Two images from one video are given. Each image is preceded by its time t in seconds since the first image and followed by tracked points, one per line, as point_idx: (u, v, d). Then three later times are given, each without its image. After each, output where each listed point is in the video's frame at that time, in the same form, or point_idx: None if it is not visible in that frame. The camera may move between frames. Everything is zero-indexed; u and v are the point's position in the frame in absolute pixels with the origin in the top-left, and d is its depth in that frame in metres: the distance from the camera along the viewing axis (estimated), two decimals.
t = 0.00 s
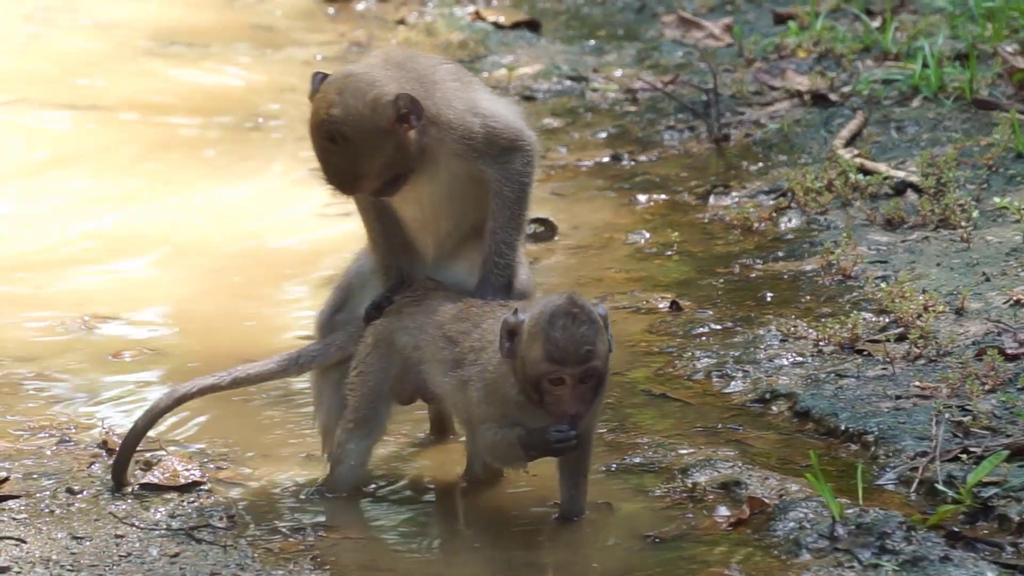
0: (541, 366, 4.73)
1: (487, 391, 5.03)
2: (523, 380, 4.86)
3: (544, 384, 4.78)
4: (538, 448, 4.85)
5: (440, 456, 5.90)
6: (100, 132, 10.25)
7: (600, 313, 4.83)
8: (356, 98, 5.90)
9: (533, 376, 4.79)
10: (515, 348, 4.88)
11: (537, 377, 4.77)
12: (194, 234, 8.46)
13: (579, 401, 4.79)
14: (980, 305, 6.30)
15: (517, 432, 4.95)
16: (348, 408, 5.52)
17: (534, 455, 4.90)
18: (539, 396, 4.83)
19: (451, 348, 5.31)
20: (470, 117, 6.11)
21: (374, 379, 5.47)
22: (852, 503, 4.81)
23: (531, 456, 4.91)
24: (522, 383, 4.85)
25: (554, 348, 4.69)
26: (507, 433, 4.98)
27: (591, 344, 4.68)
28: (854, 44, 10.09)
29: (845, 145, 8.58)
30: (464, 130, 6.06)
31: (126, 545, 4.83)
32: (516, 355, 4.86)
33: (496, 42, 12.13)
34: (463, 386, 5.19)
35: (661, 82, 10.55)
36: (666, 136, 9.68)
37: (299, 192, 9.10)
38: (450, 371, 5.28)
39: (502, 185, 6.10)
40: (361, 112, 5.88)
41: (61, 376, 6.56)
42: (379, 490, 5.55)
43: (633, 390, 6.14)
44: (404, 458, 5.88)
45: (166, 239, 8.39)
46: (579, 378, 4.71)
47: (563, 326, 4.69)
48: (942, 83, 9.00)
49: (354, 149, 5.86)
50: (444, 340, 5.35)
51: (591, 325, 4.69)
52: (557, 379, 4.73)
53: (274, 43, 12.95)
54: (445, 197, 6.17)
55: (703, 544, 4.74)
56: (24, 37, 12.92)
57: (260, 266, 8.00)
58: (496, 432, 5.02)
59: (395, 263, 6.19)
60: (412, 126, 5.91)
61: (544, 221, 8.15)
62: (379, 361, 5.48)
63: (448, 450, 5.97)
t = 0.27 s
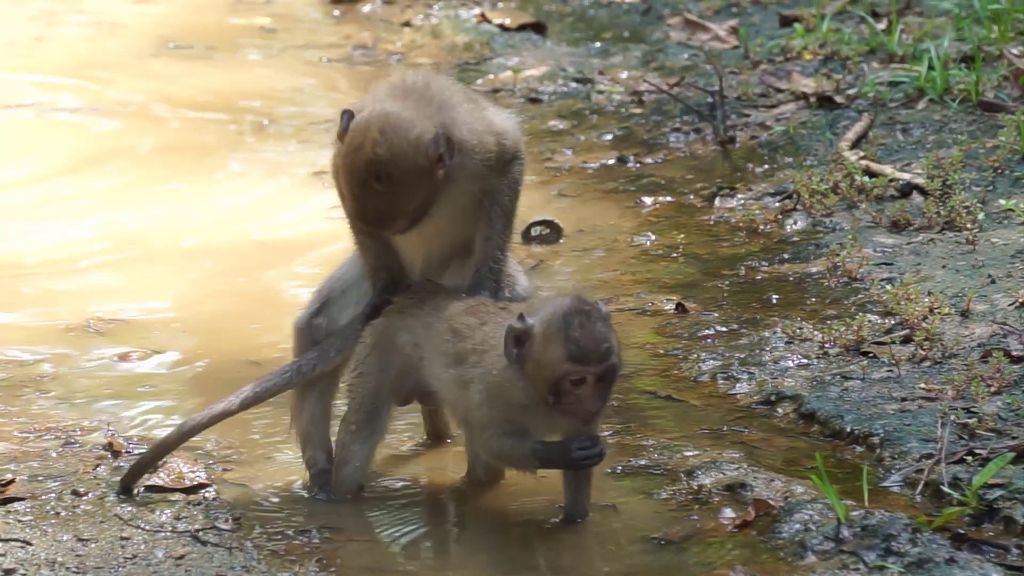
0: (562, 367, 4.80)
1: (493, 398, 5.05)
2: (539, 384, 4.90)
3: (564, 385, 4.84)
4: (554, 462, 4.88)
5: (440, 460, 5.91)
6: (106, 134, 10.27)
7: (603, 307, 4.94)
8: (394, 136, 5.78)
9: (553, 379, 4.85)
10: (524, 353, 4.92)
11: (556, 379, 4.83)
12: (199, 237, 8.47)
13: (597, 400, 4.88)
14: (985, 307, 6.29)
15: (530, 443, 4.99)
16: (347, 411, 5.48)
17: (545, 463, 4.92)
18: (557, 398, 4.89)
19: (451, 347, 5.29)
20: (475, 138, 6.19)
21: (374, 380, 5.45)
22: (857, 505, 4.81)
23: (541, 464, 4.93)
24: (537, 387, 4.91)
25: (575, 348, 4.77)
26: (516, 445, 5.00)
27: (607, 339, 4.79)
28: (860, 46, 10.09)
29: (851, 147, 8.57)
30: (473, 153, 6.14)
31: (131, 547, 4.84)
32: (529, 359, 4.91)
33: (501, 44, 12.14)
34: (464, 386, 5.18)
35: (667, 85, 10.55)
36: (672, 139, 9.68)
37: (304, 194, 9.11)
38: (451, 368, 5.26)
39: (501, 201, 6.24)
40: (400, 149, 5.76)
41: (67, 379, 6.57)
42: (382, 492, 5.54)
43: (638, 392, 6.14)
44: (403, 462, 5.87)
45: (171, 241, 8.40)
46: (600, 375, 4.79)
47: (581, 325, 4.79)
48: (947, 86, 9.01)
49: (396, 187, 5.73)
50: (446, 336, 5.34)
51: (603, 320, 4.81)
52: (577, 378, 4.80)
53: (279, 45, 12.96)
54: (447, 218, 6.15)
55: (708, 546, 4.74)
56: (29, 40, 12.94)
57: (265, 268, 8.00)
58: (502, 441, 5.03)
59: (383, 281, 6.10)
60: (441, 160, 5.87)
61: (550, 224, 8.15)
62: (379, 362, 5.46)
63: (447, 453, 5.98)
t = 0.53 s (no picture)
0: (577, 373, 4.82)
1: (493, 402, 5.06)
2: (546, 389, 4.91)
3: (575, 391, 4.87)
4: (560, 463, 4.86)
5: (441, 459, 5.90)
6: (107, 134, 10.27)
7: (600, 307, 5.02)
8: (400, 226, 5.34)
9: (564, 386, 4.86)
10: (533, 359, 4.91)
11: (569, 386, 4.85)
12: (201, 237, 8.47)
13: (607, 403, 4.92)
14: (987, 307, 6.29)
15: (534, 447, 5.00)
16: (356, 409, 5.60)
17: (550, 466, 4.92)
18: (567, 402, 4.91)
19: (450, 345, 5.32)
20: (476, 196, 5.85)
21: (380, 377, 5.54)
22: (859, 506, 4.81)
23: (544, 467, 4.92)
24: (547, 391, 4.92)
25: (589, 353, 4.80)
26: (520, 450, 5.01)
27: (616, 342, 4.85)
28: (862, 47, 10.10)
29: (853, 147, 8.57)
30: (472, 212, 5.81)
31: (134, 547, 4.84)
32: (538, 366, 4.89)
33: (503, 45, 12.15)
34: (463, 386, 5.21)
35: (669, 86, 10.56)
36: (674, 139, 9.68)
37: (306, 195, 9.11)
38: (449, 366, 5.30)
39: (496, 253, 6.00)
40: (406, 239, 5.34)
41: (69, 379, 6.58)
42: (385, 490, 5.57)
43: (640, 393, 6.14)
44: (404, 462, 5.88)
45: (173, 242, 8.40)
46: (613, 379, 4.84)
47: (592, 329, 4.83)
48: (949, 86, 9.02)
49: (402, 287, 5.38)
50: (444, 335, 5.37)
51: (610, 324, 4.88)
52: (590, 383, 4.83)
53: (281, 46, 12.96)
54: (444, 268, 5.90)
55: (711, 546, 4.74)
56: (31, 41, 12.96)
57: (267, 269, 8.00)
58: (503, 446, 5.05)
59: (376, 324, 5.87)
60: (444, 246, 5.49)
61: (552, 224, 8.15)
62: (385, 360, 5.55)
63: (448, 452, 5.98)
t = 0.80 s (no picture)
0: (576, 385, 4.88)
1: (501, 404, 5.05)
2: (546, 393, 4.95)
3: (573, 399, 4.92)
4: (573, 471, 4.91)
5: (444, 459, 5.91)
6: (108, 134, 10.27)
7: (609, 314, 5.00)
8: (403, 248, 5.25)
9: (562, 393, 4.91)
10: (535, 364, 4.89)
11: (567, 394, 4.90)
12: (201, 238, 8.47)
13: (601, 414, 4.98)
14: (988, 307, 6.29)
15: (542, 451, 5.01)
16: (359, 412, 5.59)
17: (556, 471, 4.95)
18: (564, 408, 4.97)
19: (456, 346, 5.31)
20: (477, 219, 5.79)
21: (382, 381, 5.51)
22: (860, 505, 4.81)
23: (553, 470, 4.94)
24: (545, 397, 4.96)
25: (591, 368, 4.84)
26: (528, 454, 5.02)
27: (620, 358, 4.87)
28: (863, 47, 10.10)
29: (854, 147, 8.57)
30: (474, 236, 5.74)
31: (134, 547, 4.85)
32: (540, 371, 4.91)
33: (504, 45, 12.15)
34: (469, 386, 5.19)
35: (669, 86, 10.56)
36: (675, 139, 9.69)
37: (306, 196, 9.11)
38: (456, 366, 5.28)
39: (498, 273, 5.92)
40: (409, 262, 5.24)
41: (69, 379, 6.58)
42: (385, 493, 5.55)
43: (641, 392, 6.14)
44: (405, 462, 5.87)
45: (173, 243, 8.40)
46: (612, 392, 4.89)
47: (597, 343, 4.84)
48: (950, 86, 9.02)
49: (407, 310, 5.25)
50: (452, 337, 5.35)
51: (617, 337, 4.88)
52: (588, 396, 4.89)
53: (281, 46, 12.97)
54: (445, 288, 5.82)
55: (711, 546, 4.74)
56: (31, 41, 12.97)
57: (268, 270, 8.00)
58: (512, 449, 5.05)
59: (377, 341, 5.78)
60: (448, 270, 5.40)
61: (553, 224, 8.15)
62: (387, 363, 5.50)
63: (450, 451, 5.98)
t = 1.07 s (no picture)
0: (571, 383, 4.84)
1: (500, 399, 5.07)
2: (544, 389, 4.95)
3: (569, 397, 4.90)
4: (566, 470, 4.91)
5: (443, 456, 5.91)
6: (108, 135, 10.28)
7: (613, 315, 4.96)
8: (385, 293, 5.29)
9: (558, 390, 4.89)
10: (533, 358, 4.89)
11: (563, 392, 4.89)
12: (201, 237, 8.47)
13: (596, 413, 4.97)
14: (988, 307, 6.29)
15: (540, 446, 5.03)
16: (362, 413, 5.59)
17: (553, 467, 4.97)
18: (559, 404, 4.96)
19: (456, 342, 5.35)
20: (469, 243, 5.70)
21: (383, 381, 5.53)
22: (860, 505, 4.81)
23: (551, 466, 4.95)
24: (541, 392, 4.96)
25: (587, 368, 4.80)
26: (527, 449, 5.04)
27: (619, 360, 4.83)
28: (863, 47, 10.11)
29: (854, 147, 8.57)
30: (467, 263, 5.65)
31: (134, 547, 4.85)
32: (537, 367, 4.91)
33: (504, 45, 12.15)
34: (469, 380, 5.21)
35: (670, 86, 10.56)
36: (675, 139, 9.69)
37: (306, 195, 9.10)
38: (456, 360, 5.30)
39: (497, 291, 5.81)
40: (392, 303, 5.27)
41: (70, 380, 6.58)
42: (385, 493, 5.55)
43: (641, 392, 6.14)
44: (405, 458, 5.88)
45: (173, 243, 8.40)
46: (608, 394, 4.86)
47: (594, 344, 4.81)
48: (950, 86, 9.02)
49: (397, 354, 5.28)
50: (453, 334, 5.39)
51: (617, 339, 4.83)
52: (585, 395, 4.86)
53: (281, 46, 12.97)
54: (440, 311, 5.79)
55: (712, 546, 4.74)
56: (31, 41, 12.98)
57: (268, 270, 8.00)
58: (511, 442, 5.08)
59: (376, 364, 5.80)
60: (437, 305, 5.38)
61: (553, 224, 8.15)
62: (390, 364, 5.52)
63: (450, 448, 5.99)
